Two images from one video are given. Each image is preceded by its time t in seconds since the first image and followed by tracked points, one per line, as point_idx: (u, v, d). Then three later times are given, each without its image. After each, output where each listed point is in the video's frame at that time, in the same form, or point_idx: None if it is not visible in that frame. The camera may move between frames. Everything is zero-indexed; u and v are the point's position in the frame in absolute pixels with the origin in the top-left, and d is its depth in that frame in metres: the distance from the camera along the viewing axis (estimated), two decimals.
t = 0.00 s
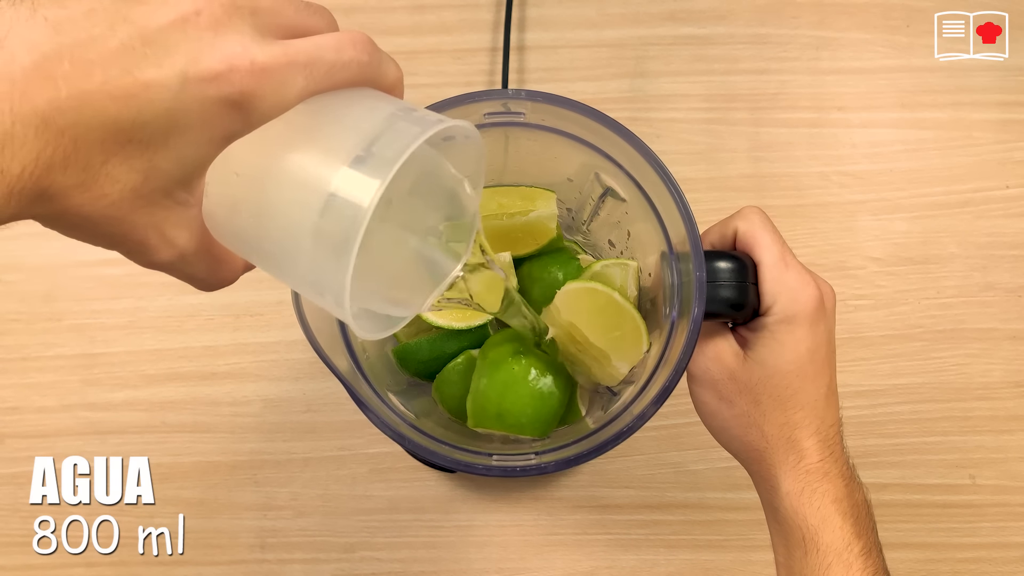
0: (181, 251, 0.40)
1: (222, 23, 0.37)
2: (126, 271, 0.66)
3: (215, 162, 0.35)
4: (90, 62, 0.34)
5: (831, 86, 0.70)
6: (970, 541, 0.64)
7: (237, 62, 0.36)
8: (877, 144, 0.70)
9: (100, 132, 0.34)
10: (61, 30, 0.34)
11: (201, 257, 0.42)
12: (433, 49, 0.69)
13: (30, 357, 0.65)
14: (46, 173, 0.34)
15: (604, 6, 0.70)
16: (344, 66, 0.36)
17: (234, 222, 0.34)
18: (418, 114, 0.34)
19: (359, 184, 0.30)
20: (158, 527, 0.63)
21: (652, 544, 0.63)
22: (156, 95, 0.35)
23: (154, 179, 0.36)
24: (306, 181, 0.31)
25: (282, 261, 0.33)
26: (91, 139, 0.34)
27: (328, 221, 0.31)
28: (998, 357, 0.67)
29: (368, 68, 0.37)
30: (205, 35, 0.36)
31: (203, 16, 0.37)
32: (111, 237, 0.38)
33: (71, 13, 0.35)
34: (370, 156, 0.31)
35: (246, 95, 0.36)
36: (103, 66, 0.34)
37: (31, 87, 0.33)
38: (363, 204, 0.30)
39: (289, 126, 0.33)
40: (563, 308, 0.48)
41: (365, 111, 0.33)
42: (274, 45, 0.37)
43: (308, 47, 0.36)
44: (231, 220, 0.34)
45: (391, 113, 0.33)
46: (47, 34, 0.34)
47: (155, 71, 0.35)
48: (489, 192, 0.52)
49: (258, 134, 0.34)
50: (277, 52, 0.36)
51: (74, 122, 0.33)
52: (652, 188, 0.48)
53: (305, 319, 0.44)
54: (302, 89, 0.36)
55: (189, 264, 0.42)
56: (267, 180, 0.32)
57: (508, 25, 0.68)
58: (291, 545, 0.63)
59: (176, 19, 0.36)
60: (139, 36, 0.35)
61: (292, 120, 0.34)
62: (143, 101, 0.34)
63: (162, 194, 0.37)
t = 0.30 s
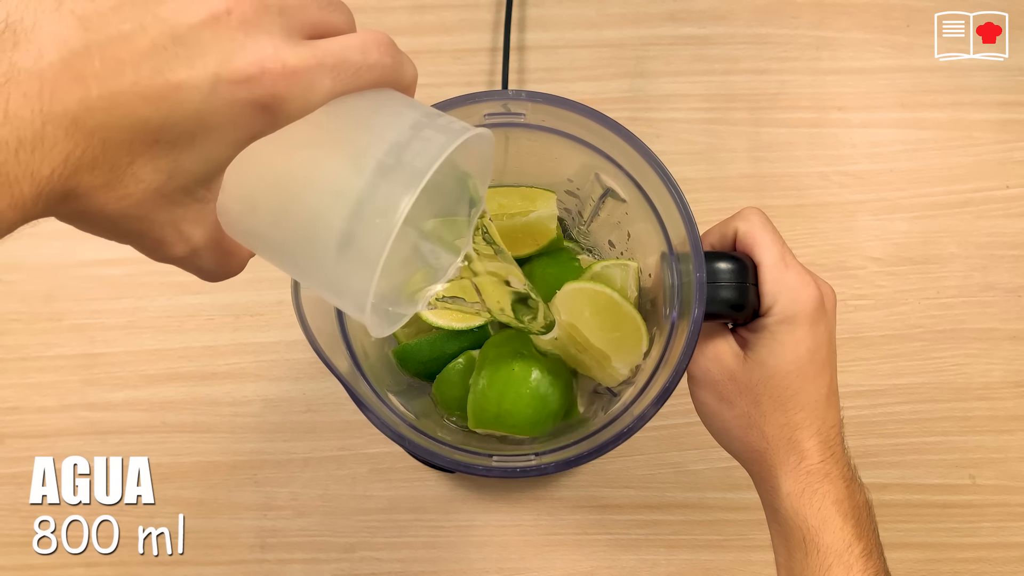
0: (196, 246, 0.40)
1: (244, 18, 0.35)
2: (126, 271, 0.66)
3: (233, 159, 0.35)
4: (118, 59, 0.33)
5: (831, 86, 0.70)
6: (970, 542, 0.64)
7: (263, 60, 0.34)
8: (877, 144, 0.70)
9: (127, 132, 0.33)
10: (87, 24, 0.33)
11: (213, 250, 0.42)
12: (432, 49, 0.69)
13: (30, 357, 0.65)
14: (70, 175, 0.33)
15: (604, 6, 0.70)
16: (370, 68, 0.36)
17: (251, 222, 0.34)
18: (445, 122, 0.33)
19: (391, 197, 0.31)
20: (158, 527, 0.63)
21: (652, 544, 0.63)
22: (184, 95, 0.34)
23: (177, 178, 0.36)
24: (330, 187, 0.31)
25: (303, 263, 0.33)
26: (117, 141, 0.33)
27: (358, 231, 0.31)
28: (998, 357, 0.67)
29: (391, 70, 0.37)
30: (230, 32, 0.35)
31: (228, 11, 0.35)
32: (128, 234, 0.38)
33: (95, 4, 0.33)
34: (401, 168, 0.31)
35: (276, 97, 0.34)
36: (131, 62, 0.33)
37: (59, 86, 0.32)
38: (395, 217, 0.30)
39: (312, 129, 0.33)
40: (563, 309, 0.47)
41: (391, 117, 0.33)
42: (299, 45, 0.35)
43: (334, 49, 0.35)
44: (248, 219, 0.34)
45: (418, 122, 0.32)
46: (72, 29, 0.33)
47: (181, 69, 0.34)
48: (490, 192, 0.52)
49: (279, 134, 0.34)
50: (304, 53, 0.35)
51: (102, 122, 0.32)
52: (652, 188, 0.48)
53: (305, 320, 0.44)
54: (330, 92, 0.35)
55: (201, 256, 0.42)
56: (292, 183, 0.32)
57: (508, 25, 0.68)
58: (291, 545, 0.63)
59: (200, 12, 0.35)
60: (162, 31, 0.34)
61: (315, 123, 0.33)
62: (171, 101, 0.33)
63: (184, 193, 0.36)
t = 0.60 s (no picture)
0: (202, 243, 0.39)
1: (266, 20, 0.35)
2: (126, 271, 0.66)
3: (246, 158, 0.35)
4: (136, 59, 0.32)
5: (831, 86, 0.70)
6: (970, 542, 0.64)
7: (283, 60, 0.34)
8: (878, 144, 0.70)
9: (143, 133, 0.33)
10: (104, 23, 0.32)
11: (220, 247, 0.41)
12: (432, 49, 0.69)
13: (30, 357, 0.65)
14: (86, 178, 0.33)
15: (604, 6, 0.70)
16: (386, 67, 0.35)
17: (265, 219, 0.34)
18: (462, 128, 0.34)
19: (417, 204, 0.32)
20: (158, 527, 0.63)
21: (652, 544, 0.63)
22: (205, 95, 0.33)
23: (192, 180, 0.35)
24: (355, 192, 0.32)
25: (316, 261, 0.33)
26: (133, 143, 0.33)
27: (381, 234, 0.32)
28: (998, 357, 0.67)
29: (407, 68, 0.36)
30: (251, 32, 0.34)
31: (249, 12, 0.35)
32: (139, 235, 0.37)
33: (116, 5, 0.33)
34: (425, 173, 0.32)
35: (298, 98, 0.34)
36: (150, 62, 0.32)
37: (77, 87, 0.31)
38: (419, 223, 0.31)
39: (329, 132, 0.33)
40: (564, 310, 0.47)
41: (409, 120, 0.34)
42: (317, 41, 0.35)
43: (353, 46, 0.35)
44: (262, 217, 0.34)
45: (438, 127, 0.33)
46: (91, 29, 0.32)
47: (202, 72, 0.33)
48: (490, 192, 0.52)
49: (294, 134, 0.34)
50: (325, 52, 0.34)
51: (118, 124, 0.32)
52: (652, 188, 0.48)
53: (305, 320, 0.44)
54: (349, 91, 0.34)
55: (209, 254, 0.41)
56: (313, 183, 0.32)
57: (508, 25, 0.68)
58: (291, 545, 0.63)
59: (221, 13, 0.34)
60: (183, 31, 0.33)
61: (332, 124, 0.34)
62: (189, 101, 0.33)
63: (198, 193, 0.36)
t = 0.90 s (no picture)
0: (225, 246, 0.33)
1: (351, 76, 0.25)
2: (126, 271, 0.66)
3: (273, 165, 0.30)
4: (215, 126, 0.24)
5: (831, 86, 0.70)
6: (970, 542, 0.64)
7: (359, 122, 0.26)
8: (878, 144, 0.70)
9: (223, 205, 0.26)
10: (182, 79, 0.24)
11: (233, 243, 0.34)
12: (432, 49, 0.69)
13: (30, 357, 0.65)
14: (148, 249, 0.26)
15: (604, 6, 0.70)
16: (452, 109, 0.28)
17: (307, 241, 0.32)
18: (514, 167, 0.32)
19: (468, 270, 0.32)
20: (158, 528, 0.63)
21: (652, 544, 0.63)
22: (284, 167, 0.25)
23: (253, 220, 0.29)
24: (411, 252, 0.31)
25: (375, 297, 0.33)
26: (210, 212, 0.26)
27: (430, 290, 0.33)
28: (998, 357, 0.67)
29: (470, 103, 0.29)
30: (329, 90, 0.25)
31: (328, 63, 0.25)
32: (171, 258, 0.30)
33: (184, 47, 0.24)
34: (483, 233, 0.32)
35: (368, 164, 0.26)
36: (235, 128, 0.24)
37: (153, 160, 0.24)
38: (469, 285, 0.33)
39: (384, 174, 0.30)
40: (564, 310, 0.47)
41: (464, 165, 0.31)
42: (409, 100, 0.26)
43: (420, 89, 0.27)
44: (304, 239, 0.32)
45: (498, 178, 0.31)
46: (165, 87, 0.23)
47: (283, 139, 0.25)
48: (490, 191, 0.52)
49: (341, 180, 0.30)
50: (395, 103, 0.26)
51: (200, 201, 0.25)
52: (652, 188, 0.48)
53: (305, 319, 0.44)
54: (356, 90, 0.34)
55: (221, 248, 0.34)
56: (379, 238, 0.31)
57: (507, 25, 0.68)
58: (291, 545, 0.63)
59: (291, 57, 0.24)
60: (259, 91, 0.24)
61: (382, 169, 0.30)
62: (273, 176, 0.25)
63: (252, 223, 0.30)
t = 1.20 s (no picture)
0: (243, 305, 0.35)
1: (437, 219, 0.27)
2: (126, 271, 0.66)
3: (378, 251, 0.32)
4: (298, 280, 0.27)
5: (831, 86, 0.70)
6: (969, 541, 0.64)
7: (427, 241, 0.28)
8: (878, 144, 0.70)
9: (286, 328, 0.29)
10: (279, 244, 0.26)
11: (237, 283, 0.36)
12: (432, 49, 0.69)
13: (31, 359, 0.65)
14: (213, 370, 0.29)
15: (604, 6, 0.70)
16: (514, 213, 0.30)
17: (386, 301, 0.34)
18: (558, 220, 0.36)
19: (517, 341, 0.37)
20: (158, 528, 0.63)
21: (652, 544, 0.63)
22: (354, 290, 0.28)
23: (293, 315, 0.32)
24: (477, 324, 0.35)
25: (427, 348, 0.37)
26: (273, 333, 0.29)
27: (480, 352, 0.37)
28: (998, 357, 0.67)
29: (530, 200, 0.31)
30: (414, 231, 0.27)
31: (419, 212, 0.27)
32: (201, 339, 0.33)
33: (285, 212, 0.25)
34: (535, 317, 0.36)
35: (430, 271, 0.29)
36: (316, 280, 0.27)
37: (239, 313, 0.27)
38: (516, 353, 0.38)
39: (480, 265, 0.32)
40: (567, 311, 0.46)
41: (523, 243, 0.33)
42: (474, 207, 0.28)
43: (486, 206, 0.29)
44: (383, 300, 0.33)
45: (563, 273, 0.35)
46: (263, 250, 0.26)
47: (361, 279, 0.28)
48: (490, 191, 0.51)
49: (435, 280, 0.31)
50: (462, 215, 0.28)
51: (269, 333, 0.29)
52: (652, 187, 0.49)
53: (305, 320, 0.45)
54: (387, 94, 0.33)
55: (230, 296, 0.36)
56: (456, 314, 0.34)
57: (507, 25, 0.68)
58: (291, 545, 0.63)
59: (386, 205, 0.27)
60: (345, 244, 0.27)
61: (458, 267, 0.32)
62: (342, 303, 0.29)
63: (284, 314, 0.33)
